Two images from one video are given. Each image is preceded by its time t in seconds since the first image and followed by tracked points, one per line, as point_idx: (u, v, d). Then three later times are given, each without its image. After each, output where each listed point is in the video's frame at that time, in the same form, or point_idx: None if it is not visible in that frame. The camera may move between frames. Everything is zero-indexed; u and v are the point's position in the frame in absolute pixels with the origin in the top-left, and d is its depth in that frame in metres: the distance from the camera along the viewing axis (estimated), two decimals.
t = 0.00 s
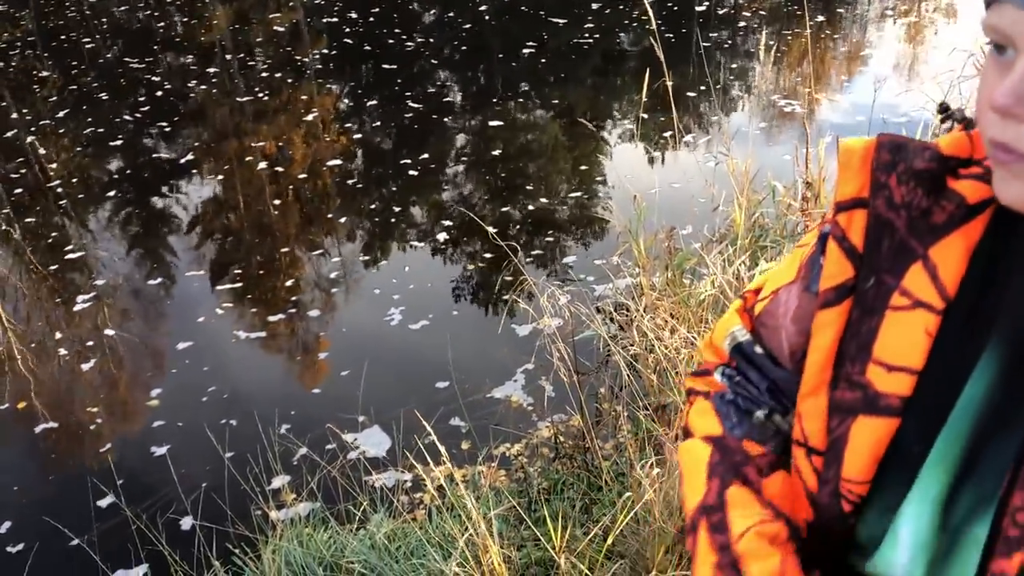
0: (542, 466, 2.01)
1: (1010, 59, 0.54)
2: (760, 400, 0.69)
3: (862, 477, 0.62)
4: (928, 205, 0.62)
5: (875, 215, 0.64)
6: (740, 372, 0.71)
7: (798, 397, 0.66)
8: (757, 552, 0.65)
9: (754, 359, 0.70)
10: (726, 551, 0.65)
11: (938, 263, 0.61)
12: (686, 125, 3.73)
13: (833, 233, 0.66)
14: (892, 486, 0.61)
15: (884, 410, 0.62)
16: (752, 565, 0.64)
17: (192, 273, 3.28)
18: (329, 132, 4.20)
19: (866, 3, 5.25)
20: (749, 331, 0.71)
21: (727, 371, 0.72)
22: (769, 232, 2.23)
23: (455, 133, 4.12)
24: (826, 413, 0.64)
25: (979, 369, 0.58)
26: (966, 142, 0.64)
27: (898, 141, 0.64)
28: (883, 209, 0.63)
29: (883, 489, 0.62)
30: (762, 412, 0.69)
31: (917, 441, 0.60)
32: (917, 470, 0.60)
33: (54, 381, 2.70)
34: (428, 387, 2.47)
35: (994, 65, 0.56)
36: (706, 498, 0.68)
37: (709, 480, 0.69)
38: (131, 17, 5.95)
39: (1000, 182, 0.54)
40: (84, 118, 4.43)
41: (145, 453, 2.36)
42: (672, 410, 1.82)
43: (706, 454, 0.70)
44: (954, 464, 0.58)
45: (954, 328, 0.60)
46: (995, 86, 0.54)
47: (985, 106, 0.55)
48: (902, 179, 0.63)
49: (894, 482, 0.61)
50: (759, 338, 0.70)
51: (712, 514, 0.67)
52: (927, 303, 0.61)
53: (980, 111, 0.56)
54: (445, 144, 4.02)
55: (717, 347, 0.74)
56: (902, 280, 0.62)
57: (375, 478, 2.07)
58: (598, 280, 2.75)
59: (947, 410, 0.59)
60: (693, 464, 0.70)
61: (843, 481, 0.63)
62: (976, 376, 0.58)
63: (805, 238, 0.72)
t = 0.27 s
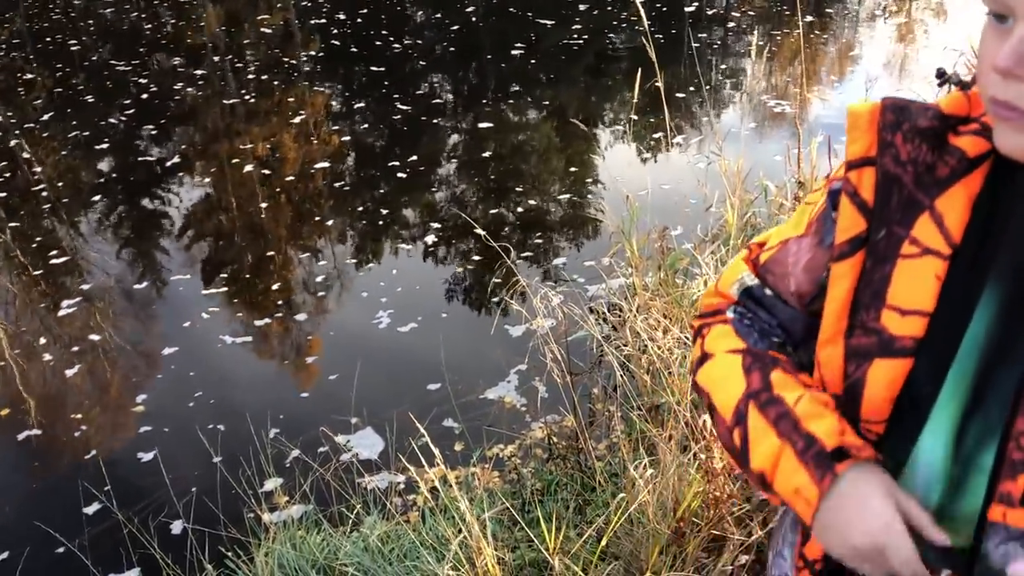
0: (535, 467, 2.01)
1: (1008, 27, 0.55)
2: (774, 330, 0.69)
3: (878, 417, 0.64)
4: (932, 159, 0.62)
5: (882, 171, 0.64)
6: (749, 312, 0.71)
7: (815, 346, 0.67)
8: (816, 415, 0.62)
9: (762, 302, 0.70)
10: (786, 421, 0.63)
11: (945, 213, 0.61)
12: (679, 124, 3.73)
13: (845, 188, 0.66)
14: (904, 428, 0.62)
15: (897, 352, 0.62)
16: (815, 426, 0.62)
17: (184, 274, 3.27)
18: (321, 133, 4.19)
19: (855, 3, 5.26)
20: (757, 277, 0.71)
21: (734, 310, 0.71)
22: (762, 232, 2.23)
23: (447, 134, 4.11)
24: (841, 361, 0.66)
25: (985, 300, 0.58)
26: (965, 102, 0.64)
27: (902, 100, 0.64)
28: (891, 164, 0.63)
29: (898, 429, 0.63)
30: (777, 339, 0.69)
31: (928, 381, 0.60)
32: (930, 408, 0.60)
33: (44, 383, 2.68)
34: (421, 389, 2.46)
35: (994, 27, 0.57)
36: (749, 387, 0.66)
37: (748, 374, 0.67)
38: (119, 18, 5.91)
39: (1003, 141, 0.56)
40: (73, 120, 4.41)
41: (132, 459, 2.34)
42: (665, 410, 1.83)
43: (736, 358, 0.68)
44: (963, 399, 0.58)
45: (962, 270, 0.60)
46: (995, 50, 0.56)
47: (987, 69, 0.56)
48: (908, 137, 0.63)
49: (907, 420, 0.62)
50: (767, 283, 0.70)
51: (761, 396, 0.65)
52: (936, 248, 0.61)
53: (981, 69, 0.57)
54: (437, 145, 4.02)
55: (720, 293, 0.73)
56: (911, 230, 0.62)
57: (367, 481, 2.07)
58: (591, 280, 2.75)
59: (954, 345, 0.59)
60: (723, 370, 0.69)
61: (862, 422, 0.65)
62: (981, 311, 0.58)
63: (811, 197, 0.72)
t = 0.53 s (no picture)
0: (527, 467, 2.01)
1: None
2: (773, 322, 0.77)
3: (880, 382, 0.72)
4: (919, 125, 0.72)
5: (872, 140, 0.72)
6: (751, 300, 0.78)
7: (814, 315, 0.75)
8: (780, 446, 0.72)
9: (767, 283, 0.78)
10: (750, 446, 0.72)
11: (934, 177, 0.71)
12: (669, 123, 3.75)
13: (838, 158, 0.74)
14: (905, 389, 0.72)
15: (897, 314, 0.71)
16: (774, 456, 0.71)
17: (175, 276, 3.26)
18: (312, 134, 4.19)
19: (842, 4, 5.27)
20: (761, 257, 0.78)
21: (736, 299, 0.79)
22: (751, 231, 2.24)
23: (437, 134, 4.11)
24: (841, 326, 0.73)
25: (970, 271, 0.70)
26: (946, 69, 0.73)
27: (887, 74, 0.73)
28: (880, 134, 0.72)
29: (900, 390, 0.72)
30: (774, 334, 0.77)
31: (926, 342, 0.71)
32: (931, 369, 0.71)
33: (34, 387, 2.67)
34: (410, 391, 2.45)
35: None
36: (728, 402, 0.75)
37: (729, 387, 0.76)
38: (103, 21, 5.86)
39: (989, 95, 0.66)
40: (61, 123, 4.38)
41: (118, 466, 2.32)
42: (655, 410, 1.84)
43: (724, 366, 0.77)
44: (960, 359, 0.70)
45: (950, 237, 0.70)
46: (985, 13, 0.66)
47: (977, 31, 0.67)
48: (895, 104, 0.72)
49: (905, 380, 0.72)
50: (771, 262, 0.77)
51: (734, 416, 0.74)
52: (927, 213, 0.70)
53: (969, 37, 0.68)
54: (428, 145, 4.02)
55: (725, 278, 0.81)
56: (904, 194, 0.71)
57: (359, 483, 2.06)
58: (581, 280, 2.75)
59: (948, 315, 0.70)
60: (708, 376, 0.78)
61: (863, 388, 0.73)
62: (970, 274, 0.70)
63: (800, 177, 0.80)
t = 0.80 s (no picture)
0: (518, 469, 2.01)
1: None
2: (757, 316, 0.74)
3: (870, 378, 0.69)
4: (899, 123, 0.68)
5: (852, 140, 0.68)
6: (734, 296, 0.75)
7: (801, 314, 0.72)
8: (798, 432, 0.68)
9: (748, 282, 0.75)
10: (770, 438, 0.68)
11: (916, 174, 0.67)
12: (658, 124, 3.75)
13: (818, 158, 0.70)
14: (893, 385, 0.69)
15: (883, 311, 0.68)
16: (796, 443, 0.67)
17: (163, 279, 3.24)
18: (300, 136, 4.17)
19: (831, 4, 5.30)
20: (741, 257, 0.75)
21: (720, 295, 0.76)
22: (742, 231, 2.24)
23: (427, 136, 4.10)
24: (828, 326, 0.70)
25: (957, 263, 0.66)
26: (923, 68, 0.69)
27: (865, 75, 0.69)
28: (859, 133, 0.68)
29: (889, 388, 0.69)
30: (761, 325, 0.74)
31: (912, 337, 0.67)
32: (921, 363, 0.68)
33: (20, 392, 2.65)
34: (400, 393, 2.45)
35: None
36: (736, 400, 0.72)
37: (734, 385, 0.72)
38: (90, 23, 5.84)
39: (976, 87, 0.61)
40: (48, 125, 4.35)
41: (100, 472, 2.30)
42: (647, 411, 1.84)
43: (725, 366, 0.73)
44: (951, 357, 0.66)
45: (935, 230, 0.66)
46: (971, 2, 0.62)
47: (961, 22, 0.62)
48: (874, 104, 0.68)
49: (891, 377, 0.69)
50: (751, 262, 0.75)
51: (747, 412, 0.70)
52: (911, 209, 0.67)
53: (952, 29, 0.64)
54: (417, 147, 4.01)
55: (706, 275, 0.78)
56: (885, 193, 0.67)
57: (350, 485, 2.06)
58: (571, 282, 2.75)
59: (936, 312, 0.66)
60: (713, 379, 0.74)
61: (852, 385, 0.70)
62: (956, 267, 0.66)
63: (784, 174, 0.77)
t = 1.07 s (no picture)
0: (510, 470, 2.01)
1: None
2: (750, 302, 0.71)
3: (866, 376, 0.69)
4: (891, 121, 0.68)
5: (846, 139, 0.68)
6: (725, 287, 0.72)
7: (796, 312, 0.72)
8: (784, 373, 0.64)
9: (739, 274, 0.72)
10: (756, 379, 0.64)
11: (909, 171, 0.67)
12: (649, 125, 3.76)
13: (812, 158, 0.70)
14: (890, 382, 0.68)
15: (879, 308, 0.67)
16: (783, 383, 0.63)
17: (154, 282, 3.23)
18: (291, 138, 4.16)
19: (821, 6, 5.33)
20: (731, 251, 0.73)
21: (711, 286, 0.72)
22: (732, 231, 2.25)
23: (418, 138, 4.11)
24: (824, 322, 0.70)
25: (950, 258, 0.65)
26: (916, 67, 0.69)
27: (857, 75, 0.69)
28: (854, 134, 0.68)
29: (885, 383, 0.69)
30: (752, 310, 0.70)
31: (908, 334, 0.66)
32: (916, 364, 0.66)
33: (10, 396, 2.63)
34: (391, 395, 2.45)
35: None
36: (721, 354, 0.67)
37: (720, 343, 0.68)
38: (78, 26, 5.81)
39: (969, 87, 0.60)
40: (37, 127, 4.33)
41: (85, 477, 2.28)
42: (637, 411, 1.85)
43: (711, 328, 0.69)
44: (944, 354, 0.65)
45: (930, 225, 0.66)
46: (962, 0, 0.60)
47: (954, 20, 0.61)
48: (867, 104, 0.68)
49: (889, 376, 0.68)
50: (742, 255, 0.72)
51: (732, 361, 0.66)
52: (904, 205, 0.67)
53: (943, 26, 0.62)
54: (409, 149, 4.01)
55: (696, 270, 0.75)
56: (880, 191, 0.67)
57: (341, 487, 2.06)
58: (562, 284, 2.76)
59: (931, 306, 0.65)
60: (700, 344, 0.69)
61: (847, 382, 0.70)
62: (949, 264, 0.65)
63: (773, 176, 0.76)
